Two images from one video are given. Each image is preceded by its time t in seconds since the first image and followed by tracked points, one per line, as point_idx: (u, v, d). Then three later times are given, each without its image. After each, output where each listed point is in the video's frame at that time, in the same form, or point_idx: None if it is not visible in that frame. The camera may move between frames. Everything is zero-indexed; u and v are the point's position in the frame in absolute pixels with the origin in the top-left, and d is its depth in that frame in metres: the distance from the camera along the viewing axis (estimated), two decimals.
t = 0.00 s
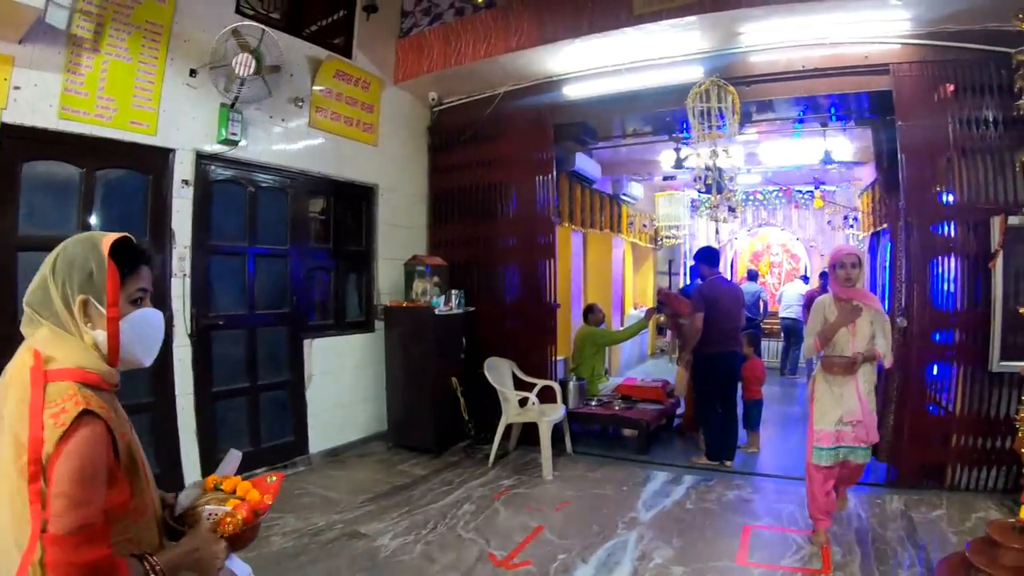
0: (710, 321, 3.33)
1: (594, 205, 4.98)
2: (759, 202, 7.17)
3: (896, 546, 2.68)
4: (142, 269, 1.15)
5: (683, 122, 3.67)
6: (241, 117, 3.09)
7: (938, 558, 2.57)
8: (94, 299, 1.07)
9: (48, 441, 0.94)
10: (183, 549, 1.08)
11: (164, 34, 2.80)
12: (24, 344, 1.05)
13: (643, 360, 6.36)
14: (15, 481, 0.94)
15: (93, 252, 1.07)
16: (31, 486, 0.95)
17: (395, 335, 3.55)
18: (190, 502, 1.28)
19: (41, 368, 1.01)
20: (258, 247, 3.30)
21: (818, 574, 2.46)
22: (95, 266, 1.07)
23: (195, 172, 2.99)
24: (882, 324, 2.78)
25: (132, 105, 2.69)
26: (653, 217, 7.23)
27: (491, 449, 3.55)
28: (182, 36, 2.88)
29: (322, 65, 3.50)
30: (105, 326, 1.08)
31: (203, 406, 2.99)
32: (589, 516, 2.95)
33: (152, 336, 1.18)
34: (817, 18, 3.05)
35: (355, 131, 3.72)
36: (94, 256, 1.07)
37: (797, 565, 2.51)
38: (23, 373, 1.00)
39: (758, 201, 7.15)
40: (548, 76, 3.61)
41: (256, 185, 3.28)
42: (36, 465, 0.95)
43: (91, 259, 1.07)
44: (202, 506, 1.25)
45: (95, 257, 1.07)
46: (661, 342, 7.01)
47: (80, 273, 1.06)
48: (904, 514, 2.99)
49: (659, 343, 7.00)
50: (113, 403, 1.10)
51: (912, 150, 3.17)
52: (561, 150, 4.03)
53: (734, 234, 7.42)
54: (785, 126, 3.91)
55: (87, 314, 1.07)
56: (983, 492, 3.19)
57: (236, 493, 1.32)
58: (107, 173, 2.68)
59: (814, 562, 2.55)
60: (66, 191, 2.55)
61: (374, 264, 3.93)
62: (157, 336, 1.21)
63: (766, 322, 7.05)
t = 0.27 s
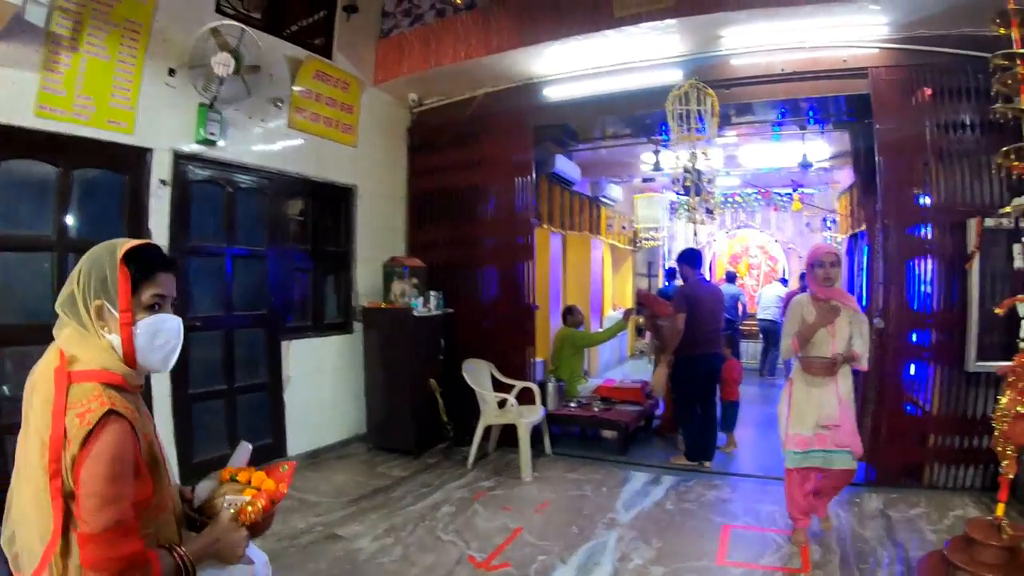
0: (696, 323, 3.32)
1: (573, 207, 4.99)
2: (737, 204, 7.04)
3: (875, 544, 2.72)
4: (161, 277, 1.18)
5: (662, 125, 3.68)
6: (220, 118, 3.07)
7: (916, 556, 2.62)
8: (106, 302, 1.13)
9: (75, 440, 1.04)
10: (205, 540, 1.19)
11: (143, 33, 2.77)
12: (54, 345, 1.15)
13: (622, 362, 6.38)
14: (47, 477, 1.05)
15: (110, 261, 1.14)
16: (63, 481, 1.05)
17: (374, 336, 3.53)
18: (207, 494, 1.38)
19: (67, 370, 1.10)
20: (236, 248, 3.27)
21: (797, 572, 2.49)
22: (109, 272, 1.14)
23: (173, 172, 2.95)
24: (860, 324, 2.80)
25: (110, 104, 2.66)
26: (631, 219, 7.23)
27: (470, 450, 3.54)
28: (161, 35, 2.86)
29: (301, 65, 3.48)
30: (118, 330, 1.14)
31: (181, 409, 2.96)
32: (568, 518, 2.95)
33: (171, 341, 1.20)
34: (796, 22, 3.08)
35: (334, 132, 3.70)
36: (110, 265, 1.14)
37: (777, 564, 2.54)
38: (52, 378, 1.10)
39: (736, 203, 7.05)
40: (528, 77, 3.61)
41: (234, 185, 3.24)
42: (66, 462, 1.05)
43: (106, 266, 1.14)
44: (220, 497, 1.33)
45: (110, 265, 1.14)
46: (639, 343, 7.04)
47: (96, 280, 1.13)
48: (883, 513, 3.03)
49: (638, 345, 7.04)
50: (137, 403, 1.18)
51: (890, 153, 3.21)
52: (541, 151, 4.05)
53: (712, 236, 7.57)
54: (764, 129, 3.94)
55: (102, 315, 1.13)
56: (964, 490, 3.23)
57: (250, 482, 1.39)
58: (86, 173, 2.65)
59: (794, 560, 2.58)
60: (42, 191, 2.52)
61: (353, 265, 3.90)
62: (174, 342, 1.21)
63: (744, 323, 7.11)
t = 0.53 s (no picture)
0: (675, 321, 3.35)
1: (551, 206, 5.00)
2: (713, 204, 7.01)
3: (851, 540, 2.77)
4: (182, 282, 1.17)
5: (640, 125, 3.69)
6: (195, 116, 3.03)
7: (890, 551, 2.67)
8: (126, 307, 1.13)
9: (97, 439, 1.03)
10: (225, 524, 1.17)
11: (118, 30, 2.73)
12: (79, 347, 1.15)
13: (601, 359, 6.52)
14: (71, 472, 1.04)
15: (132, 267, 1.13)
16: (89, 476, 1.05)
17: (351, 336, 3.50)
18: (225, 479, 1.34)
19: (90, 371, 1.09)
20: (212, 248, 3.22)
21: (773, 568, 2.52)
22: (131, 280, 1.12)
23: (147, 170, 2.91)
24: (837, 324, 2.71)
25: (84, 102, 2.61)
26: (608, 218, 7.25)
27: (448, 449, 3.53)
28: (136, 31, 2.82)
29: (278, 63, 3.45)
30: (138, 333, 1.13)
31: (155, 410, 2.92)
32: (545, 516, 2.95)
33: (191, 347, 1.18)
34: (770, 24, 3.10)
35: (310, 131, 3.67)
36: (130, 269, 1.13)
37: (753, 560, 2.57)
38: (76, 377, 1.10)
39: (712, 202, 6.97)
40: (505, 77, 3.61)
41: (210, 184, 3.20)
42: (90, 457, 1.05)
43: (128, 273, 1.13)
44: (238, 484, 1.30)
45: (132, 272, 1.13)
46: (616, 342, 7.09)
47: (118, 286, 1.13)
48: (859, 509, 3.07)
49: (615, 344, 7.08)
50: (159, 401, 1.18)
51: (865, 152, 3.25)
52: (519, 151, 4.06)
53: (689, 236, 7.62)
54: (741, 130, 3.97)
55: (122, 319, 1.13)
56: (940, 486, 3.27)
57: (266, 469, 1.36)
58: (59, 171, 2.60)
59: (770, 556, 2.62)
60: (15, 188, 2.47)
61: (328, 264, 3.87)
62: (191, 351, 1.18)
63: (720, 322, 7.17)
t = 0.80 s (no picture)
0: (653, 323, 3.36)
1: (526, 209, 5.02)
2: (689, 206, 7.40)
3: (825, 538, 2.81)
4: (196, 283, 1.21)
5: (615, 128, 3.70)
6: (170, 117, 2.99)
7: (864, 548, 2.70)
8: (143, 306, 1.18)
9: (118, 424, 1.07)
10: (231, 510, 1.17)
11: (93, 30, 2.69)
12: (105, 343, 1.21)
13: (576, 362, 6.44)
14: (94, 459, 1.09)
15: (148, 269, 1.18)
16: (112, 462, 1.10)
17: (326, 339, 3.48)
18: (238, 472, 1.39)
19: (112, 365, 1.15)
20: (186, 250, 3.19)
21: (748, 568, 2.55)
22: (149, 282, 1.18)
23: (121, 172, 2.87)
24: (814, 331, 2.70)
25: (58, 103, 2.57)
26: (585, 220, 7.28)
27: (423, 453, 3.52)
28: (109, 32, 2.77)
29: (253, 64, 3.42)
30: (155, 332, 1.17)
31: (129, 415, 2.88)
32: (521, 518, 2.95)
33: (204, 345, 1.21)
34: (743, 28, 3.13)
35: (285, 132, 3.64)
36: (148, 271, 1.18)
37: (729, 560, 2.59)
38: (100, 371, 1.15)
39: (688, 205, 7.37)
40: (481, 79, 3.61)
41: (184, 187, 3.17)
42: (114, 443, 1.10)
43: (146, 275, 1.18)
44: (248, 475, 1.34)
45: (148, 275, 1.18)
46: (593, 344, 7.11)
47: (137, 287, 1.17)
48: (833, 508, 3.10)
49: (592, 346, 7.10)
50: (181, 394, 1.23)
51: (837, 156, 3.29)
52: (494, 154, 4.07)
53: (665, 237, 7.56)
54: (716, 133, 4.01)
55: (140, 319, 1.18)
56: (914, 484, 3.31)
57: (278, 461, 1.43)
58: (32, 173, 2.56)
59: (745, 556, 2.65)
60: None
61: (304, 267, 3.84)
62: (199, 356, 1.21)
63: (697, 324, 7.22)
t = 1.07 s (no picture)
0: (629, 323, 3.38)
1: (502, 209, 5.03)
2: (664, 207, 7.42)
3: (800, 536, 2.83)
4: (213, 286, 1.28)
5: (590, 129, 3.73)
6: (144, 117, 2.95)
7: (839, 545, 2.73)
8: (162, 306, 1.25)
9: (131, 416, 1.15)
10: (230, 501, 1.23)
11: (67, 27, 2.65)
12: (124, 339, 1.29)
13: (553, 362, 6.54)
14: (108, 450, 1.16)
15: (168, 271, 1.26)
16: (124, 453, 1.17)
17: (301, 341, 3.45)
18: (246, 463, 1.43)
19: (130, 361, 1.23)
20: (160, 252, 3.16)
21: (723, 566, 2.55)
22: (168, 283, 1.25)
23: (95, 172, 2.83)
24: (795, 332, 2.62)
25: (31, 102, 2.53)
26: (561, 221, 7.25)
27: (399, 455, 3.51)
28: (85, 30, 2.73)
29: (227, 64, 3.39)
30: (172, 330, 1.25)
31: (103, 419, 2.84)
32: (497, 519, 2.95)
33: (218, 344, 1.29)
34: (716, 31, 3.15)
35: (260, 133, 3.62)
36: (167, 273, 1.26)
37: (705, 558, 2.60)
38: (118, 368, 1.23)
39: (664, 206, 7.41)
40: (456, 80, 3.61)
41: (158, 187, 3.13)
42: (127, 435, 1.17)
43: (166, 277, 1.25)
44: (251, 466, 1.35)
45: (168, 277, 1.25)
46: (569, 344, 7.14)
47: (156, 287, 1.25)
48: (808, 505, 3.13)
49: (568, 346, 7.12)
50: (194, 391, 1.31)
51: (812, 157, 3.30)
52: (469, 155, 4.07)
53: (641, 238, 7.63)
54: (692, 134, 4.04)
55: (159, 318, 1.25)
56: (887, 482, 3.33)
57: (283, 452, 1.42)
58: (4, 173, 2.52)
59: (721, 554, 2.66)
60: None
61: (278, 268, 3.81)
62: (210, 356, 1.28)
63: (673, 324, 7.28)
